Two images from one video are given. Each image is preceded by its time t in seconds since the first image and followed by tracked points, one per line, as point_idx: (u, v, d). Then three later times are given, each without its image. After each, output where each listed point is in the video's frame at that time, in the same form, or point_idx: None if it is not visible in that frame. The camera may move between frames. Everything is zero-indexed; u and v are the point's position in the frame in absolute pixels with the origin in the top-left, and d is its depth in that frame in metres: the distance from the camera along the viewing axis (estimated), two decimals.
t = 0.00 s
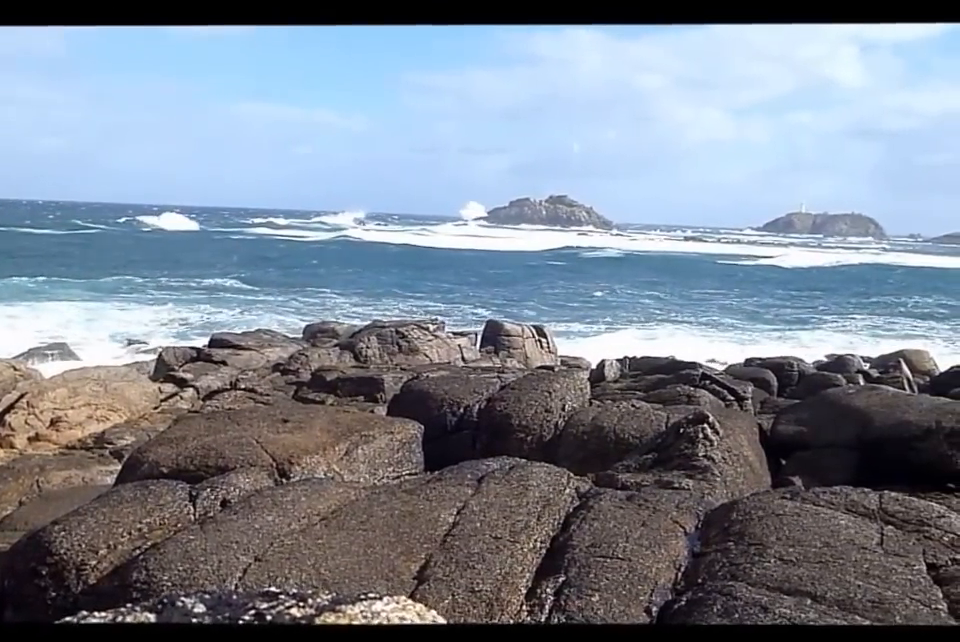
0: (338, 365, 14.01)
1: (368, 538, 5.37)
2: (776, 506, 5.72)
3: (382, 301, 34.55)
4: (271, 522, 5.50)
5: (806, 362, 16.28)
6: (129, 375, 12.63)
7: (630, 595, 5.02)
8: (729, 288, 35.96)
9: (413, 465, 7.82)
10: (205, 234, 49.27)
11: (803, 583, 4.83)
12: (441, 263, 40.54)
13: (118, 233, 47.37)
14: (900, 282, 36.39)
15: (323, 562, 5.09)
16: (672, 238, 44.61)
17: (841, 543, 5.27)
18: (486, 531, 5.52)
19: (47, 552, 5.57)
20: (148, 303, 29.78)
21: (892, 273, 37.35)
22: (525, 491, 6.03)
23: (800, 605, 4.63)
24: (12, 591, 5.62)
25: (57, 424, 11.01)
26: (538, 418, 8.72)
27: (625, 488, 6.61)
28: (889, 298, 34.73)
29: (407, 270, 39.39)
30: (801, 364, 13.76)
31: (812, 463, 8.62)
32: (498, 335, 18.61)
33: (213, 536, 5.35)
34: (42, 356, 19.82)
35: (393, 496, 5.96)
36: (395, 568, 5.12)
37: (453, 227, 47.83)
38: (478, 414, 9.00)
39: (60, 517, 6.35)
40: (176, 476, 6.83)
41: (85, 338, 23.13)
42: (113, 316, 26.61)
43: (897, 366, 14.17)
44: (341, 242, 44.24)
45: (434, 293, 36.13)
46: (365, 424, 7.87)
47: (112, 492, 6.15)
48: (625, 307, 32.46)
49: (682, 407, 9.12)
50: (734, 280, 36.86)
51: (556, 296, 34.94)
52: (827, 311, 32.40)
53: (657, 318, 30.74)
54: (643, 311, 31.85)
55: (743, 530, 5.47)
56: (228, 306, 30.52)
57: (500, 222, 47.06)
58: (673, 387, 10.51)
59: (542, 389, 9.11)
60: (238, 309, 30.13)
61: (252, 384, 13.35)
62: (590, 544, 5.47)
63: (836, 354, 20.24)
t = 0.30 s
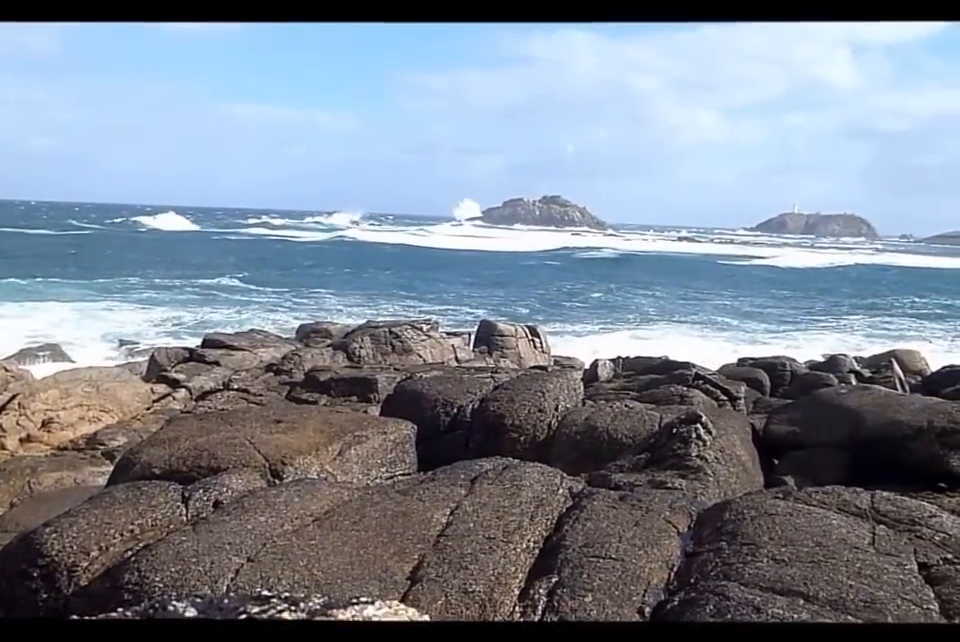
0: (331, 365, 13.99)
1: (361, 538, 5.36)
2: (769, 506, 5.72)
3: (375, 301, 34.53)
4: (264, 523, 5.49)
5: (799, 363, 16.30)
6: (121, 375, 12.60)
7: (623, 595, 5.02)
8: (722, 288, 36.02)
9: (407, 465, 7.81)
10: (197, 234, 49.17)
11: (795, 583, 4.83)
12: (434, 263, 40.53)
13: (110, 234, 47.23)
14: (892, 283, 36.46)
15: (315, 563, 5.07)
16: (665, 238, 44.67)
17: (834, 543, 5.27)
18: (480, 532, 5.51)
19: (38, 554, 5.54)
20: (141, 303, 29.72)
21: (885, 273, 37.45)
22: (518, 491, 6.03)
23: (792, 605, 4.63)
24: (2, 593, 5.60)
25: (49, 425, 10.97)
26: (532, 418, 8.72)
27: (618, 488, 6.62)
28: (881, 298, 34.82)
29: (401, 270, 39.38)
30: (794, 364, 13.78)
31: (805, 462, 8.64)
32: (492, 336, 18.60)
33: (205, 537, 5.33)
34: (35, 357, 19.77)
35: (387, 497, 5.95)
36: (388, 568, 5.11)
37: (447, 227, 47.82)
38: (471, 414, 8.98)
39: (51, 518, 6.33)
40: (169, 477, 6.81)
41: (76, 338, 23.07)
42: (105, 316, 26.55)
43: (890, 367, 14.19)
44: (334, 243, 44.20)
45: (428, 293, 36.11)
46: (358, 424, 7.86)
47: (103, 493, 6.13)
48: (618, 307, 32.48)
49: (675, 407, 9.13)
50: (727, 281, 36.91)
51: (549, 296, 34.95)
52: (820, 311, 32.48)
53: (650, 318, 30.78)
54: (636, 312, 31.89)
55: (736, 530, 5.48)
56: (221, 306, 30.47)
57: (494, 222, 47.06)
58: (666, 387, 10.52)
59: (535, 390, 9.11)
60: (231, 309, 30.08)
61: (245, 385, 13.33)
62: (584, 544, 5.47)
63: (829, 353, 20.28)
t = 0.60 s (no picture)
0: (326, 365, 13.98)
1: (357, 539, 5.36)
2: (764, 506, 5.72)
3: (372, 301, 34.51)
4: (260, 524, 5.49)
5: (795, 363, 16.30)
6: (117, 375, 12.57)
7: (619, 594, 5.02)
8: (719, 289, 36.03)
9: (403, 466, 7.80)
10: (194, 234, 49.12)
11: (791, 582, 4.83)
12: (431, 264, 40.52)
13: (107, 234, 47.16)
14: (889, 283, 36.47)
15: (310, 565, 5.07)
16: (662, 238, 44.70)
17: (828, 542, 5.28)
18: (475, 532, 5.51)
19: (32, 555, 5.52)
20: (137, 303, 29.67)
21: (881, 273, 37.46)
22: (514, 491, 6.02)
23: (786, 604, 4.62)
24: None
25: (43, 426, 10.95)
26: (528, 418, 8.73)
27: (614, 488, 6.62)
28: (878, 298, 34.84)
29: (398, 271, 39.35)
30: (789, 364, 13.78)
31: (802, 461, 8.65)
32: (488, 336, 18.58)
33: (200, 539, 5.32)
34: (30, 357, 19.73)
35: (383, 497, 5.95)
36: (383, 568, 5.11)
37: (443, 228, 47.81)
38: (468, 414, 8.96)
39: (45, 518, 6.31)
40: (165, 477, 6.80)
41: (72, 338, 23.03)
42: (101, 316, 26.52)
43: (885, 366, 14.18)
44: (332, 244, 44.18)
45: (425, 293, 36.10)
46: (355, 424, 7.86)
47: (98, 494, 6.12)
48: (615, 307, 32.50)
49: (671, 406, 9.13)
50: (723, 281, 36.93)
51: (545, 296, 34.94)
52: (817, 311, 32.49)
53: (646, 319, 30.78)
54: (633, 312, 31.91)
55: (731, 530, 5.48)
56: (218, 306, 30.44)
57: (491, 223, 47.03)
58: (662, 387, 10.52)
59: (532, 389, 9.10)
60: (228, 309, 30.07)
61: (241, 385, 13.31)
62: (579, 544, 5.47)
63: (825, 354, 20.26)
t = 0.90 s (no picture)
0: (326, 366, 13.99)
1: (356, 540, 5.35)
2: (763, 506, 5.72)
3: (371, 301, 34.51)
4: (260, 524, 5.49)
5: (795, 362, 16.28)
6: (116, 376, 12.57)
7: (618, 595, 5.02)
8: (718, 289, 36.03)
9: (402, 466, 7.79)
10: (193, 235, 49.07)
11: (790, 583, 4.83)
12: (431, 264, 40.51)
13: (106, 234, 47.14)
14: (887, 283, 36.47)
15: (309, 565, 5.06)
16: (661, 237, 44.71)
17: (828, 543, 5.28)
18: (475, 533, 5.51)
19: (31, 556, 5.52)
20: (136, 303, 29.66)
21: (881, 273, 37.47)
22: (514, 492, 6.02)
23: (786, 604, 4.62)
24: None
25: (43, 427, 10.94)
26: (528, 419, 8.72)
27: (613, 488, 6.62)
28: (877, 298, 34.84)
29: (397, 271, 39.34)
30: (788, 364, 13.78)
31: (801, 461, 8.65)
32: (488, 336, 18.59)
33: (200, 539, 5.33)
34: (30, 357, 19.73)
35: (382, 498, 5.94)
36: (382, 569, 5.10)
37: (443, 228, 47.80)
38: (467, 414, 8.95)
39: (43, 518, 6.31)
40: (164, 478, 6.80)
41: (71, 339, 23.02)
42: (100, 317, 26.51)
43: (884, 366, 14.18)
44: (331, 244, 44.17)
45: (424, 293, 36.09)
46: (354, 425, 7.85)
47: (98, 495, 6.12)
48: (614, 308, 32.49)
49: (669, 407, 9.13)
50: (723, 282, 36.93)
51: (545, 296, 34.93)
52: (816, 311, 32.49)
53: (646, 320, 30.78)
54: (632, 312, 31.90)
55: (731, 530, 5.48)
56: (218, 307, 30.43)
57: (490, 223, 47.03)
58: (661, 387, 10.52)
59: (531, 390, 9.10)
60: (227, 309, 30.07)
61: (241, 385, 13.31)
62: (579, 544, 5.47)
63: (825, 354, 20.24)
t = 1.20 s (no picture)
0: (324, 366, 13.99)
1: (355, 541, 5.37)
2: (761, 506, 5.74)
3: (369, 302, 34.52)
4: (259, 525, 5.50)
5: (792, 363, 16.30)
6: (115, 377, 12.56)
7: (616, 596, 5.03)
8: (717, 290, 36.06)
9: (401, 467, 7.79)
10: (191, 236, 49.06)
11: (789, 583, 4.85)
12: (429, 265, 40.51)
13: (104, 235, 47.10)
14: (885, 284, 36.51)
15: (308, 566, 5.08)
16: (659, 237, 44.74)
17: (825, 542, 5.30)
18: (473, 533, 5.52)
19: (31, 556, 5.52)
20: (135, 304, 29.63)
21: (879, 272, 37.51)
22: (512, 492, 6.03)
23: (783, 604, 4.64)
24: None
25: (43, 428, 10.93)
26: (526, 420, 8.73)
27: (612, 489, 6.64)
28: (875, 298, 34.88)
29: (396, 271, 39.35)
30: (786, 365, 13.80)
31: (799, 461, 8.67)
32: (486, 337, 18.61)
33: (199, 539, 5.34)
34: (29, 359, 19.72)
35: (380, 499, 5.95)
36: (381, 570, 5.11)
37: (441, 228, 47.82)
38: (466, 415, 8.95)
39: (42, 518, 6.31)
40: (163, 479, 6.81)
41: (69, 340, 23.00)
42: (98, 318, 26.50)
43: (882, 366, 14.21)
44: (329, 245, 44.18)
45: (423, 294, 36.11)
46: (353, 425, 7.87)
47: (97, 495, 6.13)
48: (612, 308, 32.51)
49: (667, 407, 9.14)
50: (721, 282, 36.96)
51: (544, 296, 34.96)
52: (814, 311, 32.54)
53: (644, 320, 30.80)
54: (631, 313, 31.93)
55: (729, 530, 5.50)
56: (216, 307, 30.42)
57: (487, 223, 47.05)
58: (659, 387, 10.54)
59: (529, 391, 9.12)
60: (226, 310, 30.06)
61: (240, 386, 13.32)
62: (578, 545, 5.49)
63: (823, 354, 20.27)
